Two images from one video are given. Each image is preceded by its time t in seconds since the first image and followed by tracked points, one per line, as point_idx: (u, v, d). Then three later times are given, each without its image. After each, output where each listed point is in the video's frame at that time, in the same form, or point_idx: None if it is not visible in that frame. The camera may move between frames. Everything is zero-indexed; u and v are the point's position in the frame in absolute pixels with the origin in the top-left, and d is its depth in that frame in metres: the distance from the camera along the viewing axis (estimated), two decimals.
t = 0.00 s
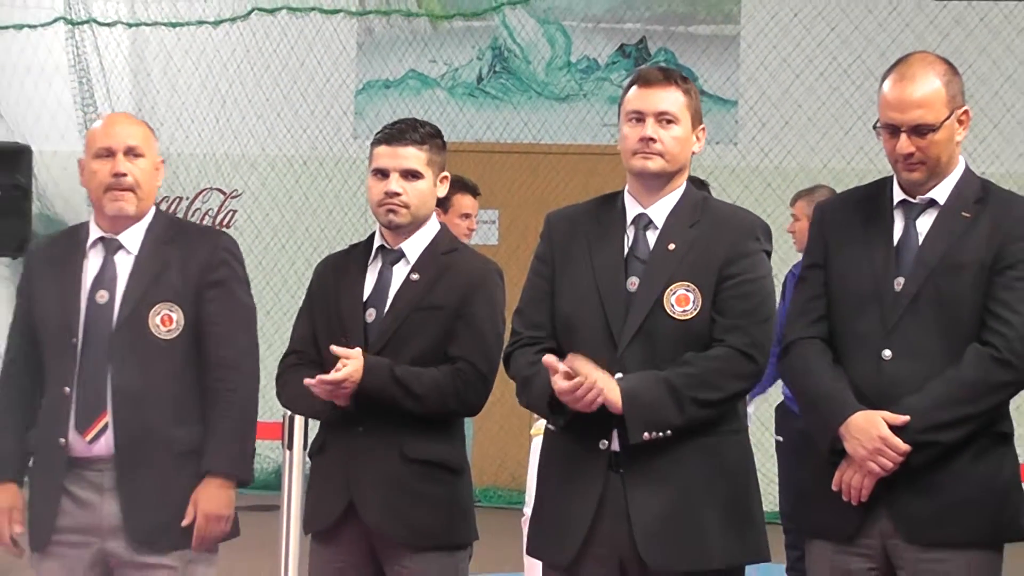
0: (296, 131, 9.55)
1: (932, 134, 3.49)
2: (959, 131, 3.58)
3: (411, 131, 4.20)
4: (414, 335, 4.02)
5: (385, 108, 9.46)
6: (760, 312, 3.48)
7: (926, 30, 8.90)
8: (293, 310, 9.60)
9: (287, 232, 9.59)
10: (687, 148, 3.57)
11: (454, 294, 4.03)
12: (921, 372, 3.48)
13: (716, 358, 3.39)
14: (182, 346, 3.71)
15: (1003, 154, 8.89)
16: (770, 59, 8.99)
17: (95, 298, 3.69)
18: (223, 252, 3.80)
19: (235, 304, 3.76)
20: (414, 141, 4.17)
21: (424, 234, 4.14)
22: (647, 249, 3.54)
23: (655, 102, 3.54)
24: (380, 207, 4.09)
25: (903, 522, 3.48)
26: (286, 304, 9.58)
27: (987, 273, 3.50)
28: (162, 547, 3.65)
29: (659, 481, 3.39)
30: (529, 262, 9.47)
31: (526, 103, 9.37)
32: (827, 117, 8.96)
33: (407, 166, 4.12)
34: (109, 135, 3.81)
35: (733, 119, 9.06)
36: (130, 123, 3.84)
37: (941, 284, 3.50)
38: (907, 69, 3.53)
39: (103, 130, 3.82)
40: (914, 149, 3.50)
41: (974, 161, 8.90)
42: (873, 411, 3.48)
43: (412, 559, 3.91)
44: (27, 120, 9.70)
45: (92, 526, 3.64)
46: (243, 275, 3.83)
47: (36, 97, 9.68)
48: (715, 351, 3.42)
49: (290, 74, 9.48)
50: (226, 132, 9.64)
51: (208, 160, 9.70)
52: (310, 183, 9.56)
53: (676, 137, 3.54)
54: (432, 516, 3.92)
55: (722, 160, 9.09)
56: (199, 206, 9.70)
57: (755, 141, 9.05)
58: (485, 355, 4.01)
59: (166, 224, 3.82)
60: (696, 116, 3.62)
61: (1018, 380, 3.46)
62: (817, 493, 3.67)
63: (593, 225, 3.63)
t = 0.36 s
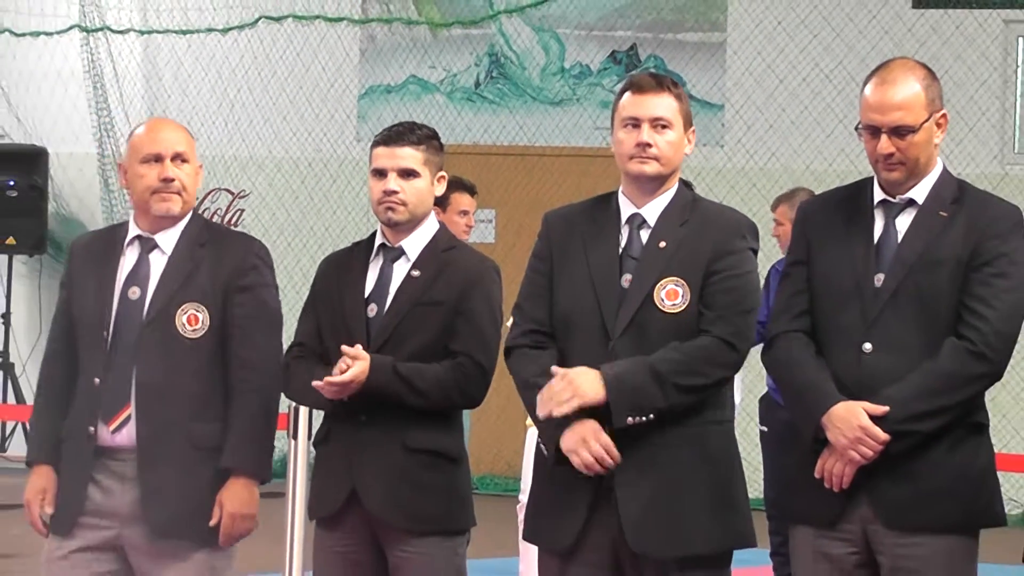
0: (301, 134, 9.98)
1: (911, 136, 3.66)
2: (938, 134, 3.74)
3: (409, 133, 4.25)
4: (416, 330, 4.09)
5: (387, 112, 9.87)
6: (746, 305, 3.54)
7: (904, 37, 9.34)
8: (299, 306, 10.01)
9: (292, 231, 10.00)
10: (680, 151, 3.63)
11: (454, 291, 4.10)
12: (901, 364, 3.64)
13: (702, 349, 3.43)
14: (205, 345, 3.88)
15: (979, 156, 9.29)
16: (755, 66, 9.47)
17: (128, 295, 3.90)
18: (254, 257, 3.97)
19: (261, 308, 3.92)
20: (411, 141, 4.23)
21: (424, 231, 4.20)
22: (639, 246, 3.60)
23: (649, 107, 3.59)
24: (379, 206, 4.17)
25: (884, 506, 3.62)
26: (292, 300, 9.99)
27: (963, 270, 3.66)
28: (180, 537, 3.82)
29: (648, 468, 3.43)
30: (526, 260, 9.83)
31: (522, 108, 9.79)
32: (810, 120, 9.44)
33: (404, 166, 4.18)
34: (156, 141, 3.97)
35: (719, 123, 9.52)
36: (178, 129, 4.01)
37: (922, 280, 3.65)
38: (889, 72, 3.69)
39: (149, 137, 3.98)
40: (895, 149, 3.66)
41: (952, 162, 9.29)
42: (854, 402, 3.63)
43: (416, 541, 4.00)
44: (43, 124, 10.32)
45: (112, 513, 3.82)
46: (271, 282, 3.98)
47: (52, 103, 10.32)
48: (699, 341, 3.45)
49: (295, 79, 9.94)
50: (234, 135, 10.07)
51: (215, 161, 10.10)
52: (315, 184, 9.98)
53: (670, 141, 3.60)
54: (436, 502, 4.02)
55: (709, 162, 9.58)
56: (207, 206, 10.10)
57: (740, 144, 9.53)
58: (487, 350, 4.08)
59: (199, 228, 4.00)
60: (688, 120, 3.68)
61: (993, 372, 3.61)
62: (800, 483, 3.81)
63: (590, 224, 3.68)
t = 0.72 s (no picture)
0: (296, 130, 10.06)
1: (905, 131, 3.66)
2: (932, 130, 3.74)
3: (400, 130, 4.23)
4: (409, 327, 4.06)
5: (381, 109, 9.93)
6: (736, 307, 3.57)
7: (899, 35, 9.37)
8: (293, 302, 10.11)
9: (288, 228, 10.09)
10: (677, 154, 3.65)
11: (449, 289, 4.08)
12: (896, 360, 3.64)
13: (693, 357, 3.48)
14: (183, 341, 3.89)
15: (974, 153, 9.33)
16: (750, 62, 9.48)
17: (105, 289, 3.90)
18: (231, 254, 3.98)
19: (240, 304, 3.94)
20: (401, 139, 4.21)
21: (418, 228, 4.17)
22: (635, 245, 3.64)
23: (645, 109, 3.62)
24: (371, 202, 4.16)
25: (879, 502, 3.63)
26: (287, 296, 10.11)
27: (958, 267, 3.66)
28: (155, 533, 3.81)
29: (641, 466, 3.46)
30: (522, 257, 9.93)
31: (517, 105, 9.83)
32: (804, 118, 9.47)
33: (392, 162, 4.16)
34: (133, 138, 3.96)
35: (713, 120, 9.57)
36: (155, 127, 4.00)
37: (916, 277, 3.66)
38: (884, 68, 3.70)
39: (126, 133, 3.97)
40: (888, 146, 3.67)
41: (947, 160, 9.34)
42: (848, 398, 3.63)
43: (410, 539, 3.99)
44: (39, 122, 10.30)
45: (88, 509, 3.82)
46: (248, 278, 4.01)
47: (46, 99, 10.31)
48: (688, 349, 3.51)
49: (290, 77, 10.01)
50: (229, 132, 10.15)
51: (211, 158, 10.20)
52: (310, 181, 10.06)
53: (667, 145, 3.62)
54: (431, 498, 4.01)
55: (704, 158, 9.63)
56: (203, 203, 10.20)
57: (734, 141, 9.58)
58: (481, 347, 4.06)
59: (175, 225, 4.00)
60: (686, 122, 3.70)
61: (988, 369, 3.61)
62: (792, 481, 3.81)
63: (586, 224, 3.72)
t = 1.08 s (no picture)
0: (296, 128, 10.05)
1: (902, 128, 3.65)
2: (932, 129, 3.72)
3: (400, 128, 4.20)
4: (408, 325, 4.04)
5: (381, 107, 9.93)
6: (737, 312, 3.56)
7: (899, 33, 9.34)
8: (292, 300, 10.12)
9: (287, 225, 10.10)
10: (681, 157, 3.62)
11: (445, 288, 4.08)
12: (896, 358, 3.63)
13: (696, 363, 3.47)
14: (176, 340, 3.89)
15: (974, 151, 9.33)
16: (750, 60, 9.49)
17: (99, 287, 3.89)
18: (224, 253, 3.99)
19: (230, 303, 3.94)
20: (402, 136, 4.18)
21: (418, 225, 4.16)
22: (640, 248, 3.63)
23: (647, 113, 3.58)
24: (370, 199, 4.14)
25: (881, 500, 3.63)
26: (286, 294, 10.11)
27: (959, 266, 3.66)
28: (148, 532, 3.81)
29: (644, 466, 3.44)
30: (524, 258, 9.93)
31: (516, 103, 9.85)
32: (804, 116, 9.47)
33: (392, 160, 4.13)
34: (128, 137, 3.94)
35: (714, 118, 9.58)
36: (151, 126, 3.99)
37: (917, 275, 3.65)
38: (884, 66, 3.70)
39: (122, 133, 3.95)
40: (886, 142, 3.66)
41: (947, 157, 9.33)
42: (849, 396, 3.63)
43: (407, 537, 3.98)
44: (39, 119, 10.32)
45: (80, 507, 3.82)
46: (240, 277, 4.01)
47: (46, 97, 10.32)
48: (688, 354, 3.49)
49: (290, 75, 10.00)
50: (229, 130, 10.18)
51: (211, 156, 10.23)
52: (310, 178, 10.06)
53: (670, 149, 3.59)
54: (429, 496, 4.00)
55: (707, 155, 9.63)
56: (203, 201, 10.24)
57: (735, 139, 9.57)
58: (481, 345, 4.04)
59: (166, 224, 4.00)
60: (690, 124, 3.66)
61: (989, 367, 3.61)
62: (793, 479, 3.80)
63: (589, 224, 3.71)
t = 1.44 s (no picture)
0: (296, 127, 10.06)
1: (877, 120, 3.70)
2: (920, 128, 3.72)
3: (405, 127, 4.17)
4: (408, 321, 4.04)
5: (381, 105, 9.94)
6: (741, 317, 3.52)
7: (899, 31, 9.36)
8: (292, 298, 10.12)
9: (287, 224, 10.10)
10: (682, 164, 3.55)
11: (444, 287, 4.08)
12: (897, 357, 3.64)
13: (705, 373, 3.42)
14: (176, 339, 3.89)
15: (973, 149, 9.34)
16: (749, 59, 9.50)
17: (99, 286, 3.89)
18: (224, 252, 3.99)
19: (230, 302, 3.94)
20: (407, 135, 4.16)
21: (418, 224, 4.16)
22: (643, 254, 3.58)
23: (646, 125, 3.50)
24: (374, 198, 4.13)
25: (880, 499, 3.63)
26: (286, 292, 10.12)
27: (960, 264, 3.66)
28: (148, 532, 3.81)
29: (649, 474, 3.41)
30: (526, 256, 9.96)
31: (515, 101, 9.87)
32: (804, 114, 9.48)
33: (398, 160, 4.11)
34: (127, 137, 3.94)
35: (715, 117, 9.57)
36: (150, 125, 3.98)
37: (918, 273, 3.65)
38: (874, 61, 3.75)
39: (121, 133, 3.95)
40: (861, 133, 3.72)
41: (947, 155, 9.33)
42: (849, 395, 3.63)
43: (405, 536, 3.99)
44: (39, 118, 10.30)
45: (81, 507, 3.82)
46: (241, 275, 4.01)
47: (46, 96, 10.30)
48: (698, 364, 3.45)
49: (289, 73, 10.01)
50: (228, 128, 10.17)
51: (210, 155, 10.21)
52: (310, 177, 10.06)
53: (670, 158, 3.52)
54: (428, 495, 4.00)
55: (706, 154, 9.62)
56: (202, 199, 10.20)
57: (735, 138, 9.57)
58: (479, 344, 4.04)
59: (167, 222, 4.00)
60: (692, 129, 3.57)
61: (990, 365, 3.62)
62: (793, 478, 3.80)
63: (592, 225, 3.66)
